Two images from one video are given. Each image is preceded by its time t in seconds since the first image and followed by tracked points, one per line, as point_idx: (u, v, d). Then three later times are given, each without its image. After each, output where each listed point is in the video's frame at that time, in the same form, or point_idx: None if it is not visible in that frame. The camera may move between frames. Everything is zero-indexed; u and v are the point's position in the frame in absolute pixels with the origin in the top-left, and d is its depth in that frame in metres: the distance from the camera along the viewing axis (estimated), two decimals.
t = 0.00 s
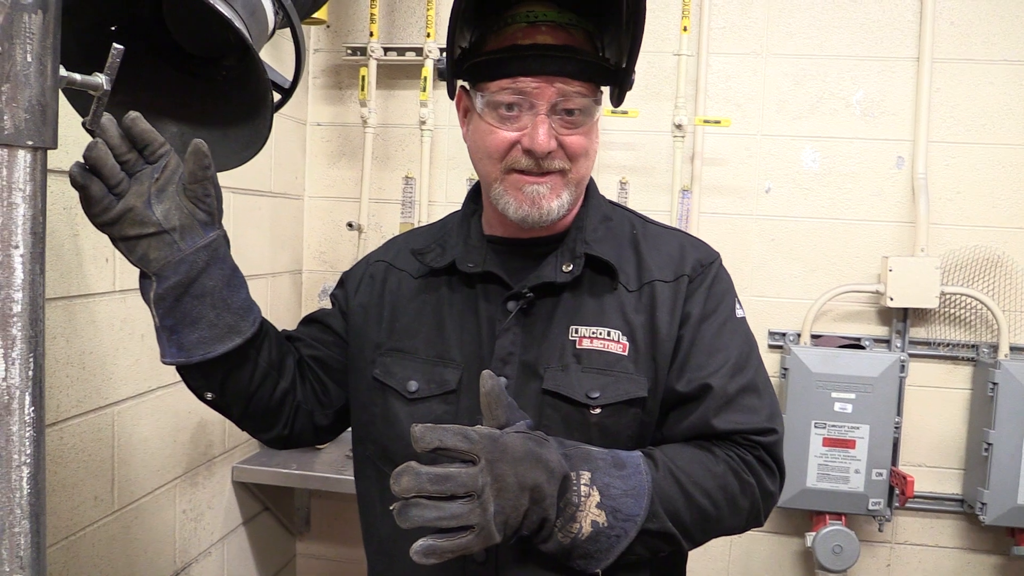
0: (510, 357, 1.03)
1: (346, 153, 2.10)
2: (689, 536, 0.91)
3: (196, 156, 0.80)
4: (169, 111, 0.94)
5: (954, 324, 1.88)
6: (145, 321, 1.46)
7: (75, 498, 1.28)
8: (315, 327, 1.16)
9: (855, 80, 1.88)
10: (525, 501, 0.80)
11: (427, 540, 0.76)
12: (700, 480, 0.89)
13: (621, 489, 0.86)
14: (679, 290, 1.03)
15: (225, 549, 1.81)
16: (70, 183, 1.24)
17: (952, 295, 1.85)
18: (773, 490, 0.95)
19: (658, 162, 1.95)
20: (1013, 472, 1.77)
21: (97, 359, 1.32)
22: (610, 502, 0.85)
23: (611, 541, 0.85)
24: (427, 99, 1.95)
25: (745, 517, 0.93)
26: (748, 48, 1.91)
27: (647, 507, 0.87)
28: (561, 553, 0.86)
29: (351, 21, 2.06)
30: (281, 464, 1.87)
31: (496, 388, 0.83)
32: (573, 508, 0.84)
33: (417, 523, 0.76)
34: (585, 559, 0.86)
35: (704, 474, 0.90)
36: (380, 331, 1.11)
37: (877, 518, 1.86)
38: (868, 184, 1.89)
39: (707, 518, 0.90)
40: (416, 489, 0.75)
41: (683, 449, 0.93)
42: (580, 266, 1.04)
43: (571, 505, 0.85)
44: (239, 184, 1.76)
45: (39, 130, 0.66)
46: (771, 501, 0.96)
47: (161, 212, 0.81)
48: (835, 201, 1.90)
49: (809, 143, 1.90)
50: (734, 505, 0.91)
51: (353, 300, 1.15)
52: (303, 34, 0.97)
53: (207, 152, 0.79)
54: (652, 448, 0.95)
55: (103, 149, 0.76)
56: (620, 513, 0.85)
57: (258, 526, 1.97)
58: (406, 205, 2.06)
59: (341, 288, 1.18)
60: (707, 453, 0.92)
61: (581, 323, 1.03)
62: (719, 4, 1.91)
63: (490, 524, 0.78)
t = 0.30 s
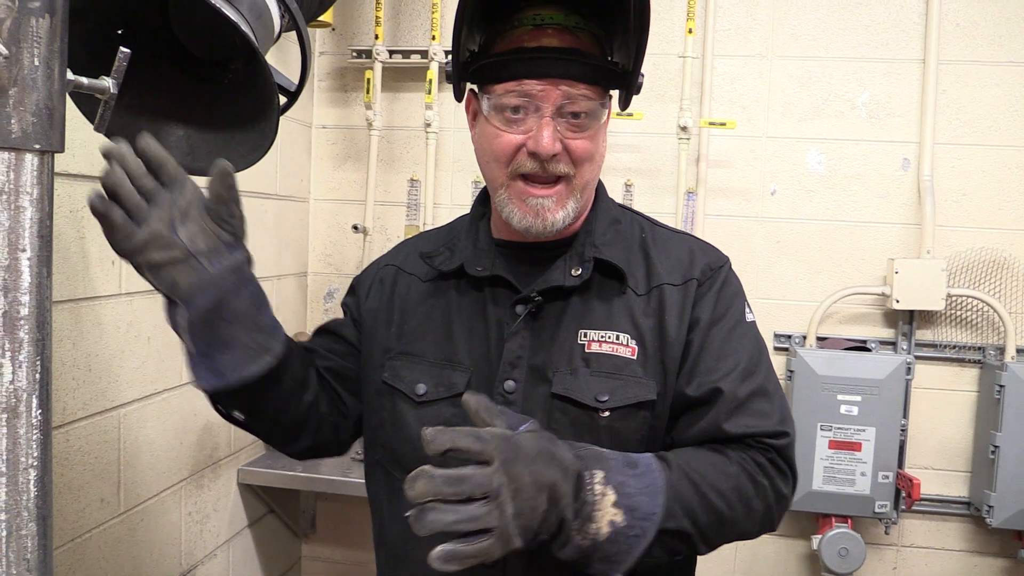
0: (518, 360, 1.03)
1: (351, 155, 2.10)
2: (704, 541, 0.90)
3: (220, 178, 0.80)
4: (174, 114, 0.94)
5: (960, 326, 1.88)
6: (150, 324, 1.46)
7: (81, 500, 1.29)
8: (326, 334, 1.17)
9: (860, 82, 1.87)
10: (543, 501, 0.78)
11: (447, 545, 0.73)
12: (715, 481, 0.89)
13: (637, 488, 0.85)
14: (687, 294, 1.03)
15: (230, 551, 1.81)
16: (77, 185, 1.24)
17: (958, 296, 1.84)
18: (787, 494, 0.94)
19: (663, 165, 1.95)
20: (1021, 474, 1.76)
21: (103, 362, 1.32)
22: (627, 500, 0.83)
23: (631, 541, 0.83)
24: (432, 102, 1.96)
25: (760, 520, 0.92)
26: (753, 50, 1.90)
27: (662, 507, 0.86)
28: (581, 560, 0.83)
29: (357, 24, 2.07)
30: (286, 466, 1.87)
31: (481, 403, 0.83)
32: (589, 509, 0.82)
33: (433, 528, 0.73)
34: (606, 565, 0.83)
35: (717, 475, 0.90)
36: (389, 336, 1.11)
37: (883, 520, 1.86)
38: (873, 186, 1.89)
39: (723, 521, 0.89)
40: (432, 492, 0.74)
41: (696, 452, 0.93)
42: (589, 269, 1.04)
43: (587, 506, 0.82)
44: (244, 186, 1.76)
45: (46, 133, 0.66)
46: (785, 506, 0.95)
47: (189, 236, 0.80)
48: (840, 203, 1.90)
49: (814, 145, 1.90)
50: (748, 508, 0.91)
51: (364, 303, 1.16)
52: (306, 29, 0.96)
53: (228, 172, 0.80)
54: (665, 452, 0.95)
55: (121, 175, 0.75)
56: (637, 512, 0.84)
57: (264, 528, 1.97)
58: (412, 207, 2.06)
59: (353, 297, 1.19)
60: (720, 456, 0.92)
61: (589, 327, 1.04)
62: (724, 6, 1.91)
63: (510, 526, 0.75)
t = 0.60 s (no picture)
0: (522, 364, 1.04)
1: (355, 158, 2.10)
2: (755, 509, 0.87)
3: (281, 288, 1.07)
4: (180, 118, 0.95)
5: (965, 329, 1.87)
6: (156, 326, 1.46)
7: (87, 501, 1.29)
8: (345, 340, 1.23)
9: (865, 84, 1.87)
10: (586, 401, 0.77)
11: (508, 418, 0.75)
12: (751, 440, 0.88)
13: (676, 428, 0.84)
14: (692, 294, 1.03)
15: (235, 552, 1.81)
16: (83, 188, 1.25)
17: (963, 299, 1.84)
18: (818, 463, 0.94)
19: (667, 167, 1.95)
20: None
21: (108, 364, 1.33)
22: (668, 430, 0.84)
23: (685, 473, 0.81)
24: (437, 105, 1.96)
25: (801, 489, 0.91)
26: (758, 53, 1.90)
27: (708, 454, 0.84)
28: (640, 501, 0.79)
29: (362, 27, 2.07)
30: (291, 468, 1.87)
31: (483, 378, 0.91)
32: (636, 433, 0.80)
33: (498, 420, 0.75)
34: (665, 505, 0.80)
35: (754, 437, 0.89)
36: (400, 341, 1.17)
37: (888, 524, 1.86)
38: (878, 189, 1.88)
39: (766, 483, 0.87)
40: (479, 370, 0.79)
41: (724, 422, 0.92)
42: (593, 273, 1.05)
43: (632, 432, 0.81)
44: (249, 189, 1.76)
45: (53, 137, 0.67)
46: (818, 480, 0.94)
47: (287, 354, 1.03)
48: (845, 206, 1.90)
49: (819, 148, 1.90)
50: (788, 474, 0.89)
51: (378, 310, 1.21)
52: (311, 32, 0.96)
53: (288, 274, 1.07)
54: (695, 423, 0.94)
55: (248, 373, 0.96)
56: (681, 451, 0.82)
57: (269, 530, 1.98)
58: (416, 210, 2.07)
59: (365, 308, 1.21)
60: (749, 423, 0.91)
61: (591, 331, 1.04)
62: (729, 9, 1.91)
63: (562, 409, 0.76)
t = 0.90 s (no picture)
0: (521, 368, 1.05)
1: (357, 161, 2.10)
2: (752, 509, 0.81)
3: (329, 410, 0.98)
4: (182, 121, 0.95)
5: (968, 331, 1.87)
6: (159, 329, 1.47)
7: (90, 503, 1.29)
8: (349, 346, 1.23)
9: (867, 85, 1.87)
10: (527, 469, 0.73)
11: (434, 524, 0.70)
12: (738, 442, 0.83)
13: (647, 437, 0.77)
14: (686, 288, 1.03)
15: (238, 555, 1.82)
16: (86, 191, 1.25)
17: (966, 301, 1.83)
18: (823, 452, 0.88)
19: (669, 169, 1.95)
20: None
21: (111, 367, 1.33)
22: (634, 448, 0.75)
23: (662, 494, 0.72)
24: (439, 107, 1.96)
25: (804, 480, 0.84)
26: (760, 55, 1.90)
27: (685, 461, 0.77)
28: (614, 532, 0.71)
29: (364, 30, 2.08)
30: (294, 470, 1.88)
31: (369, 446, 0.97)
32: (592, 467, 0.72)
33: (423, 528, 0.70)
34: (649, 534, 0.71)
35: (739, 435, 0.83)
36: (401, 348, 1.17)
37: (891, 525, 1.85)
38: (880, 190, 1.88)
39: (761, 481, 0.82)
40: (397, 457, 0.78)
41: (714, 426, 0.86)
42: (589, 274, 1.05)
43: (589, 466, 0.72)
44: (250, 192, 1.77)
45: (55, 140, 0.67)
46: (826, 465, 0.89)
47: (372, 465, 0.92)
48: (847, 207, 1.90)
49: (821, 149, 1.90)
50: (785, 466, 0.84)
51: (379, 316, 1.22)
52: (312, 35, 0.96)
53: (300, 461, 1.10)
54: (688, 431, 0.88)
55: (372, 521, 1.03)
56: (655, 461, 0.74)
57: (272, 532, 1.98)
58: (418, 212, 2.07)
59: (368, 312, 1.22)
60: (740, 423, 0.86)
61: (588, 332, 1.05)
62: (730, 11, 1.91)
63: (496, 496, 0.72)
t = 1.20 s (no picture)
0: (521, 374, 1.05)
1: (358, 163, 2.11)
2: (718, 496, 0.87)
3: (322, 416, 1.04)
4: (182, 125, 0.95)
5: (969, 332, 1.87)
6: (160, 331, 1.47)
7: (91, 506, 1.30)
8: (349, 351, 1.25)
9: (867, 87, 1.87)
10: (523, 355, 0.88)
11: (441, 348, 0.83)
12: (721, 428, 0.88)
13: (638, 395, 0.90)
14: (684, 293, 1.04)
15: (240, 557, 1.82)
16: (86, 195, 1.26)
17: (967, 302, 1.83)
18: (798, 463, 0.93)
19: (669, 171, 1.95)
20: None
21: (112, 370, 1.33)
22: (622, 393, 0.89)
23: (636, 430, 0.86)
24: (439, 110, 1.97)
25: (773, 480, 0.90)
26: (760, 56, 1.91)
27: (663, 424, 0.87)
28: (585, 449, 0.85)
29: (364, 32, 2.08)
30: (294, 473, 1.88)
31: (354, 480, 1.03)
32: (582, 388, 0.87)
33: (431, 344, 0.83)
34: (613, 464, 0.85)
35: (726, 426, 0.89)
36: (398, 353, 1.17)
37: (892, 527, 1.85)
38: (880, 192, 1.88)
39: (734, 470, 0.87)
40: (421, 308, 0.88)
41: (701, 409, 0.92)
42: (589, 277, 1.05)
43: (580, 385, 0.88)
44: (250, 195, 1.77)
45: (55, 143, 0.67)
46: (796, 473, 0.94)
47: (368, 474, 1.02)
48: (847, 208, 1.90)
49: (822, 151, 1.90)
50: (760, 464, 0.89)
51: (378, 321, 1.23)
52: (312, 38, 0.96)
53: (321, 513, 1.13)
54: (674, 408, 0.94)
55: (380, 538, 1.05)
56: (638, 411, 0.87)
57: (273, 535, 1.98)
58: (419, 214, 2.08)
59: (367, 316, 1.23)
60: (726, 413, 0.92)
61: (588, 335, 1.05)
62: (730, 13, 1.91)
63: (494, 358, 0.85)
